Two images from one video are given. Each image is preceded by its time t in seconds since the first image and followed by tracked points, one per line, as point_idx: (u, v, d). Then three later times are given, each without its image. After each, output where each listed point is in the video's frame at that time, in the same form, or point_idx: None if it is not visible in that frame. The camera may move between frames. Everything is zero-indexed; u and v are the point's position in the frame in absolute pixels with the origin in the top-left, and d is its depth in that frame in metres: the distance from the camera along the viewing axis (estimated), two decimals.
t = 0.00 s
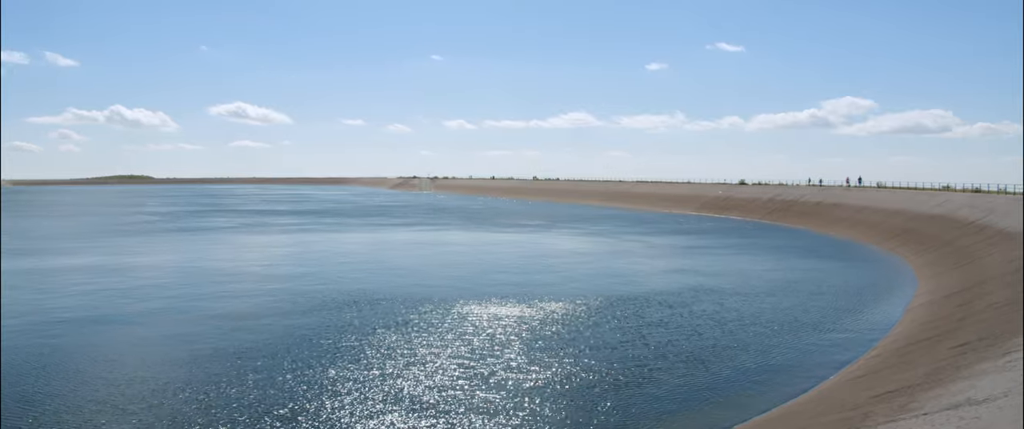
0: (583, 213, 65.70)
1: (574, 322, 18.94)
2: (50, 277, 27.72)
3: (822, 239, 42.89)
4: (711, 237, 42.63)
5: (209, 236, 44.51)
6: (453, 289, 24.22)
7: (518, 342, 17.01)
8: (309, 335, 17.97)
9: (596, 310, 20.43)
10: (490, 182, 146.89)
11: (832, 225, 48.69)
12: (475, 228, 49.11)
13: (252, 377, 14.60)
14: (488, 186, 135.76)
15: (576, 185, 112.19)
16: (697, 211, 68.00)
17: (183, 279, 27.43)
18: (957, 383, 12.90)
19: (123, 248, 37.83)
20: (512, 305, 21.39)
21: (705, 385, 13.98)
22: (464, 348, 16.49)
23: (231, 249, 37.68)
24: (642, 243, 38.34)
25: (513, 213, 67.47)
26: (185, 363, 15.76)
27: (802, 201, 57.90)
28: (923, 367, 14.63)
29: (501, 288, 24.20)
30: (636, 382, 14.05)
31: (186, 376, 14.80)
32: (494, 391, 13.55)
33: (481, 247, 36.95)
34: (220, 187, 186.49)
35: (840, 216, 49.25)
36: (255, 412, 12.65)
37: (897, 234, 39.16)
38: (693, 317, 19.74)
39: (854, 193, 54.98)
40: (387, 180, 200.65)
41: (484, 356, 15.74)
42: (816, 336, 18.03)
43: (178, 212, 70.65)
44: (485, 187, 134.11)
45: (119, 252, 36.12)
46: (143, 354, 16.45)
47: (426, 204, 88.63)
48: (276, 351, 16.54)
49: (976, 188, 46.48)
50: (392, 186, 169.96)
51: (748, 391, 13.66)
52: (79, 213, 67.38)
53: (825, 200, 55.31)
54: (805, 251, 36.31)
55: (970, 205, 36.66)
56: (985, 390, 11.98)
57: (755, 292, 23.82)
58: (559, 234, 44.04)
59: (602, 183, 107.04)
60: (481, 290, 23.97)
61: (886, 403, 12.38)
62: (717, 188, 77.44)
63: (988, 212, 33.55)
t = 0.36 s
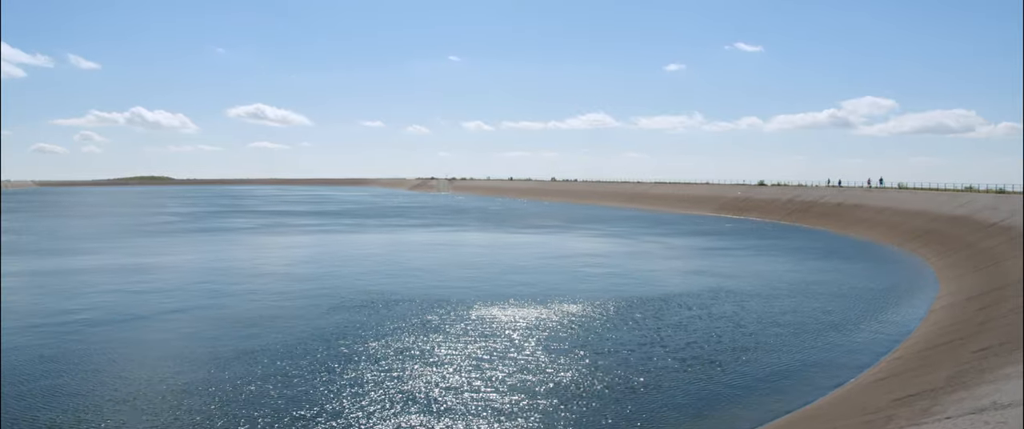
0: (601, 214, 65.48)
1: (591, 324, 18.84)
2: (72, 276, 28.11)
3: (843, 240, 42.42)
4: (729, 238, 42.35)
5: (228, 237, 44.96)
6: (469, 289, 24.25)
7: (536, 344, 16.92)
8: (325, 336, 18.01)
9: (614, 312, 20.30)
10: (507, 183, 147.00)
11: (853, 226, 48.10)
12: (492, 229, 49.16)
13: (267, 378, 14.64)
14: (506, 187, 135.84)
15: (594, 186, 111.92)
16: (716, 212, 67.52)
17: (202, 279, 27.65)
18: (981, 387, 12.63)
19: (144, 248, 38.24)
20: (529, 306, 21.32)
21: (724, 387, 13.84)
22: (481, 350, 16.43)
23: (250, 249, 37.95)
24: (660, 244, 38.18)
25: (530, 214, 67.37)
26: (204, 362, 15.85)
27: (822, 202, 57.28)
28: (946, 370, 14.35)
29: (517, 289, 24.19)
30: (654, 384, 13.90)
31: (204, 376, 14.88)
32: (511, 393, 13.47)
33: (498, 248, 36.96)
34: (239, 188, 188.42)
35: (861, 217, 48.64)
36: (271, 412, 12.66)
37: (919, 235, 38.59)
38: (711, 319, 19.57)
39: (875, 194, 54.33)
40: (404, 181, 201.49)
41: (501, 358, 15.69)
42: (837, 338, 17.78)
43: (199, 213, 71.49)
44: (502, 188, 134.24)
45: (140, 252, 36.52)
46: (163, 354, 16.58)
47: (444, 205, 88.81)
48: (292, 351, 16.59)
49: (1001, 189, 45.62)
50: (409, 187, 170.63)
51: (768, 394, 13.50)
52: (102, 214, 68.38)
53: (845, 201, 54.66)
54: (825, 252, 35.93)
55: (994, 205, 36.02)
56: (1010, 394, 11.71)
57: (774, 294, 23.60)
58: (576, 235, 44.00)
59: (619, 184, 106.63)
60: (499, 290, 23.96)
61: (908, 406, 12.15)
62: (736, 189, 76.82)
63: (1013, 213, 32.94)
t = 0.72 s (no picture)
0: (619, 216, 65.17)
1: (609, 326, 18.69)
2: (94, 276, 28.46)
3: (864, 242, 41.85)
4: (748, 239, 41.95)
5: (247, 238, 45.29)
6: (485, 291, 24.19)
7: (553, 345, 16.78)
8: (340, 337, 18.02)
9: (632, 314, 20.13)
10: (526, 184, 146.73)
11: (873, 227, 47.46)
12: (509, 230, 49.10)
13: (282, 378, 14.66)
14: (523, 188, 135.79)
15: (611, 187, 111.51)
16: (734, 214, 66.96)
17: (221, 279, 27.82)
18: (1006, 391, 12.33)
19: (164, 249, 38.58)
20: (546, 308, 21.19)
21: (743, 390, 13.65)
22: (498, 351, 16.33)
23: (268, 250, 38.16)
24: (678, 246, 37.91)
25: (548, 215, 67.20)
26: (221, 362, 15.90)
27: (842, 203, 56.60)
28: (969, 373, 14.05)
29: (534, 290, 24.09)
30: (672, 387, 13.71)
31: (221, 376, 14.92)
32: (528, 395, 13.34)
33: (515, 250, 36.86)
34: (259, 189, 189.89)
35: (881, 219, 47.98)
36: (287, 413, 12.64)
37: (940, 237, 37.99)
38: (731, 321, 19.33)
39: (897, 195, 53.58)
40: (422, 182, 202.08)
41: (517, 359, 15.60)
42: (858, 341, 17.49)
43: (219, 214, 72.19)
44: (520, 190, 134.12)
45: (160, 253, 36.85)
46: (181, 353, 16.67)
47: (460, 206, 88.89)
48: (307, 352, 16.60)
49: None
50: (428, 189, 171.17)
51: (787, 397, 13.29)
52: (124, 214, 69.32)
53: (865, 203, 53.97)
54: (846, 254, 35.46)
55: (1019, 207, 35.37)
56: None
57: (794, 296, 23.30)
58: (594, 236, 43.82)
59: (637, 186, 106.12)
60: (515, 292, 23.87)
61: (930, 410, 11.89)
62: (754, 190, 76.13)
63: None
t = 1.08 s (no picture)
0: (635, 217, 64.87)
1: (626, 327, 18.56)
2: (114, 277, 28.80)
3: (884, 243, 41.33)
4: (766, 240, 41.58)
5: (265, 239, 45.61)
6: (501, 292, 24.14)
7: (570, 347, 16.68)
8: (356, 338, 18.02)
9: (649, 316, 19.97)
10: (543, 186, 146.66)
11: (893, 228, 46.86)
12: (526, 232, 49.00)
13: (297, 379, 14.67)
14: (540, 190, 135.71)
15: (628, 189, 111.07)
16: (752, 215, 66.44)
17: (239, 280, 27.96)
18: None
19: (183, 250, 38.87)
20: (564, 309, 21.09)
21: (761, 392, 13.47)
22: (514, 353, 16.26)
23: (286, 251, 38.32)
24: (695, 247, 37.65)
25: (564, 216, 67.05)
26: (237, 364, 15.92)
27: (861, 204, 55.96)
28: (991, 376, 13.77)
29: (549, 292, 24.00)
30: (690, 390, 13.53)
31: (237, 377, 14.94)
32: (544, 397, 13.25)
33: (531, 251, 36.78)
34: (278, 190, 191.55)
35: (901, 220, 47.36)
36: (302, 415, 12.62)
37: (962, 238, 37.42)
38: (749, 323, 19.14)
39: (917, 195, 52.87)
40: (439, 183, 202.63)
41: (533, 361, 15.52)
42: (879, 343, 17.22)
43: (237, 215, 72.81)
44: (536, 191, 134.00)
45: (179, 254, 37.12)
46: (198, 354, 16.75)
47: (476, 207, 88.94)
48: (322, 353, 16.61)
49: None
50: (444, 190, 171.54)
51: (806, 400, 13.09)
52: (144, 216, 70.21)
53: (885, 203, 53.31)
54: (866, 255, 35.02)
55: None
56: None
57: (813, 297, 23.03)
58: (611, 237, 43.65)
59: (654, 187, 105.61)
60: (531, 293, 23.79)
61: (951, 414, 11.65)
62: (773, 191, 75.49)
63: None
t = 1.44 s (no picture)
0: (650, 218, 64.62)
1: (641, 329, 18.44)
2: (132, 278, 29.05)
3: (903, 244, 40.82)
4: (783, 242, 41.23)
5: (281, 240, 45.85)
6: (514, 293, 24.06)
7: (584, 349, 16.59)
8: (369, 339, 18.02)
9: (664, 317, 19.84)
10: (559, 187, 146.50)
11: (910, 229, 46.34)
12: (540, 233, 48.99)
13: (310, 380, 14.68)
14: (555, 191, 135.63)
15: (643, 189, 110.67)
16: (768, 215, 66.00)
17: (255, 281, 28.13)
18: None
19: (200, 251, 39.23)
20: (579, 311, 21.02)
21: (777, 394, 13.31)
22: (528, 354, 16.19)
23: (302, 252, 38.54)
24: (711, 248, 37.40)
25: (578, 217, 66.94)
26: (252, 364, 15.97)
27: (878, 204, 55.40)
28: (1012, 379, 13.50)
29: (563, 293, 23.90)
30: (705, 392, 13.40)
31: (251, 377, 14.98)
32: (558, 398, 13.16)
33: (546, 252, 36.66)
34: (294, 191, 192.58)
35: (919, 220, 46.83)
36: (314, 416, 12.60)
37: (980, 239, 36.92)
38: (766, 325, 18.95)
39: (936, 196, 52.19)
40: (454, 184, 202.89)
41: (547, 363, 15.45)
42: (897, 345, 16.99)
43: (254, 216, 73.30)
44: (551, 192, 133.83)
45: (196, 255, 37.46)
46: (214, 354, 16.84)
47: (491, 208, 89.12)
48: (336, 354, 16.62)
49: None
50: (459, 191, 171.76)
51: (822, 402, 12.93)
52: (163, 217, 70.92)
53: (903, 203, 52.74)
54: (884, 256, 34.61)
55: None
56: None
57: (830, 299, 22.77)
58: (625, 238, 43.48)
59: (670, 188, 105.19)
60: (545, 295, 23.68)
61: (971, 417, 11.41)
62: (789, 192, 74.92)
63: None
